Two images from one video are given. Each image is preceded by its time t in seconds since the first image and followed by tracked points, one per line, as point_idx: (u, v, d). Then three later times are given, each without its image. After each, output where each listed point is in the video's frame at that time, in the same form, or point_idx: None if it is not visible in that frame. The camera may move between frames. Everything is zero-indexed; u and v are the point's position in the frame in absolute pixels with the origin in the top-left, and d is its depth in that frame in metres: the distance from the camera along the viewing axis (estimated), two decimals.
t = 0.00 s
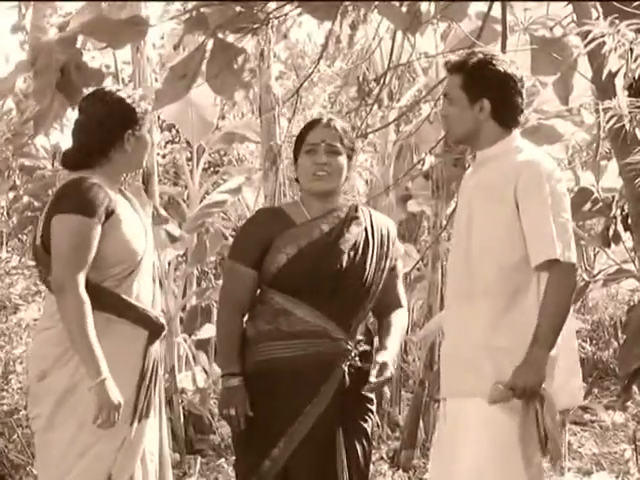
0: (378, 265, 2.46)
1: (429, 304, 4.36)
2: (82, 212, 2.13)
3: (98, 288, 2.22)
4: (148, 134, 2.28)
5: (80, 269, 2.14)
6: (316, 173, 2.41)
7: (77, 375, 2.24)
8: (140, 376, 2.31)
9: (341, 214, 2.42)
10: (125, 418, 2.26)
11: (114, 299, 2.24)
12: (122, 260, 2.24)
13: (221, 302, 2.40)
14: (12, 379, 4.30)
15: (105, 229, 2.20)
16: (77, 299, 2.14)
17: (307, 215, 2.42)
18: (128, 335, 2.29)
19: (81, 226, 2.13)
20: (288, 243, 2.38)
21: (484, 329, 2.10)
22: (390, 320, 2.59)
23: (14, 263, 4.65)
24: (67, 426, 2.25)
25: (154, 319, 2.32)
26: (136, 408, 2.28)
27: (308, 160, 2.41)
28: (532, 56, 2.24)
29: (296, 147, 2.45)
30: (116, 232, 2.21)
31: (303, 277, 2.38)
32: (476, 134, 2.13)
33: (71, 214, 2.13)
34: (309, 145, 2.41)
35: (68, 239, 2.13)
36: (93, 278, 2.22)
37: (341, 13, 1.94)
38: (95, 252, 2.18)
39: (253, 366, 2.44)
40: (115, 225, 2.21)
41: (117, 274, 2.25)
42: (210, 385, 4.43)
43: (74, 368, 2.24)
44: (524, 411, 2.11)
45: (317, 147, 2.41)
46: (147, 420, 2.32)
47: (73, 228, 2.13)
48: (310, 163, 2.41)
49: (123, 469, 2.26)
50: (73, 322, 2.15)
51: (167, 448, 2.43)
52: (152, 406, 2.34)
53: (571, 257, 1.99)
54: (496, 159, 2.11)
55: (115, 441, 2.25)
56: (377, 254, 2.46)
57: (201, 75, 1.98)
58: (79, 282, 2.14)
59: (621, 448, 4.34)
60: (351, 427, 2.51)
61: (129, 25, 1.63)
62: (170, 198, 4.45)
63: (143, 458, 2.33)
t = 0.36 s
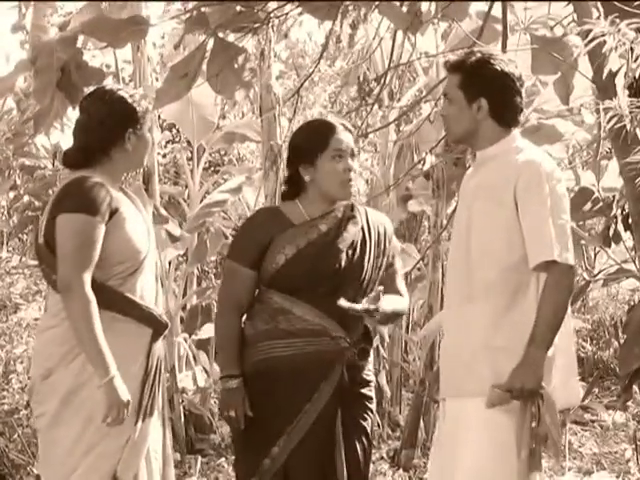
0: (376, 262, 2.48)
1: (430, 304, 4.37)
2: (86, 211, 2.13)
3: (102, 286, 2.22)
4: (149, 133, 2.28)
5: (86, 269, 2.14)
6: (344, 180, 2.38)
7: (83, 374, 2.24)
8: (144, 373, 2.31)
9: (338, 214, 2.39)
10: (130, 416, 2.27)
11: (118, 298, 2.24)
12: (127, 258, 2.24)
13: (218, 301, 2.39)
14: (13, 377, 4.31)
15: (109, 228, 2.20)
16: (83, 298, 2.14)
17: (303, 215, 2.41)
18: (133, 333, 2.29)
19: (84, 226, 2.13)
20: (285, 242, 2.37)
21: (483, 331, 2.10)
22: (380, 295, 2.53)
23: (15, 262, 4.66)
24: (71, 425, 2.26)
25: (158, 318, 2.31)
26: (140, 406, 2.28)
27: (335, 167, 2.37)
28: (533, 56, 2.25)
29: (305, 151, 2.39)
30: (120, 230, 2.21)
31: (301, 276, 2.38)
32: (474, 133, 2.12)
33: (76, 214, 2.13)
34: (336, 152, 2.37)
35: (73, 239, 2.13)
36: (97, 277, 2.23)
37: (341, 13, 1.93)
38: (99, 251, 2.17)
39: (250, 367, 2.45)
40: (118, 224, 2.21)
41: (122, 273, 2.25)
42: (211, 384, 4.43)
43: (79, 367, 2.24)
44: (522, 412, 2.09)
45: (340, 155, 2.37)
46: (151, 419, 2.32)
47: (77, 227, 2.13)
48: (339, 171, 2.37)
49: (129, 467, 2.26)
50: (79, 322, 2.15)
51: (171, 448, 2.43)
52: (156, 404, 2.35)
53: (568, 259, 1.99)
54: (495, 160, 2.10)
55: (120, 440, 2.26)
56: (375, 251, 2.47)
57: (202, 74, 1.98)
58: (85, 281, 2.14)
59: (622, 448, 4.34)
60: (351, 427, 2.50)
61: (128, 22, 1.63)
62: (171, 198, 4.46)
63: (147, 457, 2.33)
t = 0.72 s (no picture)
0: (372, 261, 2.49)
1: (430, 303, 4.37)
2: (89, 211, 2.14)
3: (104, 286, 2.22)
4: (151, 132, 2.28)
5: (90, 269, 2.14)
6: (337, 172, 2.39)
7: (86, 374, 2.25)
8: (146, 373, 2.31)
9: (334, 214, 2.42)
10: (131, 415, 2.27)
11: (120, 297, 2.24)
12: (129, 257, 2.24)
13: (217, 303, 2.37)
14: (13, 376, 4.30)
15: (111, 228, 2.20)
16: (86, 298, 2.14)
17: (300, 215, 2.40)
18: (135, 333, 2.29)
19: (87, 226, 2.13)
20: (286, 243, 2.36)
21: (483, 330, 2.10)
22: (375, 297, 2.53)
23: (15, 262, 4.66)
24: (72, 424, 2.26)
25: (160, 317, 2.31)
26: (142, 406, 2.28)
27: (328, 159, 2.38)
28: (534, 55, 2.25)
29: (296, 149, 2.40)
30: (122, 231, 2.22)
31: (302, 278, 2.38)
32: (475, 132, 2.12)
33: (78, 214, 2.14)
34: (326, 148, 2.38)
35: (75, 239, 2.13)
36: (100, 276, 2.23)
37: (341, 13, 1.94)
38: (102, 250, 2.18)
39: (249, 369, 2.44)
40: (120, 224, 2.22)
41: (124, 272, 2.25)
42: (211, 383, 4.43)
43: (81, 366, 2.24)
44: (522, 412, 2.10)
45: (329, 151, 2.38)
46: (153, 419, 2.32)
47: (79, 227, 2.13)
48: (332, 163, 2.37)
49: (130, 466, 2.26)
50: (83, 322, 2.15)
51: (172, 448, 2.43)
52: (158, 403, 2.34)
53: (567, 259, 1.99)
54: (495, 159, 2.10)
55: (122, 439, 2.26)
56: (370, 250, 2.48)
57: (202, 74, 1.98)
58: (88, 280, 2.14)
59: (622, 447, 4.35)
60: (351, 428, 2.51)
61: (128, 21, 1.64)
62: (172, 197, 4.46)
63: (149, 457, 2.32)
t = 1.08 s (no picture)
0: (362, 253, 2.50)
1: (430, 300, 4.37)
2: (89, 208, 2.14)
3: (105, 282, 2.23)
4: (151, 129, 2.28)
5: (91, 265, 2.14)
6: (312, 171, 2.39)
7: (86, 370, 2.25)
8: (146, 370, 2.31)
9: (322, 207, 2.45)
10: (130, 411, 2.27)
11: (121, 294, 2.25)
12: (130, 254, 2.24)
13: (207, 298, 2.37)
14: (13, 372, 4.31)
15: (112, 225, 2.20)
16: (86, 294, 2.14)
17: (292, 210, 2.42)
18: (135, 330, 2.29)
19: (87, 222, 2.14)
20: (278, 238, 2.38)
21: (481, 325, 2.10)
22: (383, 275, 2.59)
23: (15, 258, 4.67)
24: (72, 419, 2.26)
25: (160, 314, 2.31)
26: (142, 402, 2.29)
27: (301, 156, 2.39)
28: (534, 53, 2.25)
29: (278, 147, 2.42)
30: (122, 228, 2.22)
31: (295, 272, 2.39)
32: (478, 129, 2.12)
33: (79, 211, 2.14)
34: (303, 146, 2.40)
35: (76, 235, 2.13)
36: (100, 273, 2.23)
37: (341, 9, 1.94)
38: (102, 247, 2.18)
39: (246, 364, 2.44)
40: (121, 221, 2.22)
41: (125, 269, 2.25)
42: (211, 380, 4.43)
43: (81, 362, 2.24)
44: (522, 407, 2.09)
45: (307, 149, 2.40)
46: (152, 415, 2.32)
47: (80, 224, 2.13)
48: (304, 161, 2.39)
49: (129, 462, 2.27)
50: (83, 319, 2.15)
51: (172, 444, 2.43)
52: (157, 400, 2.35)
53: (567, 252, 2.00)
54: (492, 153, 2.10)
55: (121, 435, 2.26)
56: (360, 241, 2.49)
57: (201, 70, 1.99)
58: (89, 277, 2.14)
59: (621, 445, 4.35)
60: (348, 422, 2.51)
61: (128, 18, 1.64)
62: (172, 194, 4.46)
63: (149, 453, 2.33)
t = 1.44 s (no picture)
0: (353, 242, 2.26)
1: (430, 297, 4.37)
2: (87, 203, 2.13)
3: (103, 278, 2.22)
4: (151, 125, 2.28)
5: (88, 261, 2.14)
6: (282, 165, 2.24)
7: (83, 365, 2.24)
8: (145, 365, 2.30)
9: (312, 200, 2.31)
10: (128, 407, 2.27)
11: (120, 289, 2.24)
12: (129, 249, 2.24)
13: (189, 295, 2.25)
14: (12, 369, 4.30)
15: (110, 220, 2.19)
16: (84, 290, 2.14)
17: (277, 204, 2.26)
18: (134, 325, 2.29)
19: (85, 218, 2.13)
20: (257, 232, 2.24)
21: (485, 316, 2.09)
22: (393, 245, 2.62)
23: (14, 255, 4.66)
24: (69, 415, 2.26)
25: (159, 310, 2.31)
26: (140, 398, 2.28)
27: (273, 148, 2.23)
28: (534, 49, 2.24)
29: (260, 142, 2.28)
30: (121, 223, 2.21)
31: (275, 263, 2.23)
32: (478, 126, 2.12)
33: (76, 206, 2.13)
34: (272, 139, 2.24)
35: (73, 230, 2.13)
36: (99, 268, 2.23)
37: (341, 5, 1.94)
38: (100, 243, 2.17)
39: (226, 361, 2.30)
40: (119, 216, 2.21)
41: (124, 264, 2.25)
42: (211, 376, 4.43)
43: (78, 358, 2.24)
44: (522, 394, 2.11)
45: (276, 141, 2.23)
46: (151, 411, 2.32)
47: (78, 219, 2.13)
48: (274, 155, 2.23)
49: (127, 457, 2.26)
50: (81, 314, 2.15)
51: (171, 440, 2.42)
52: (156, 396, 2.34)
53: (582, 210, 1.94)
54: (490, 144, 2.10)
55: (118, 431, 2.25)
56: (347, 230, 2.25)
57: (201, 66, 1.98)
58: (86, 272, 2.14)
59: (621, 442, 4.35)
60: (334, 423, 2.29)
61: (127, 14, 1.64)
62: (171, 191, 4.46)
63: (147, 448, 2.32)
